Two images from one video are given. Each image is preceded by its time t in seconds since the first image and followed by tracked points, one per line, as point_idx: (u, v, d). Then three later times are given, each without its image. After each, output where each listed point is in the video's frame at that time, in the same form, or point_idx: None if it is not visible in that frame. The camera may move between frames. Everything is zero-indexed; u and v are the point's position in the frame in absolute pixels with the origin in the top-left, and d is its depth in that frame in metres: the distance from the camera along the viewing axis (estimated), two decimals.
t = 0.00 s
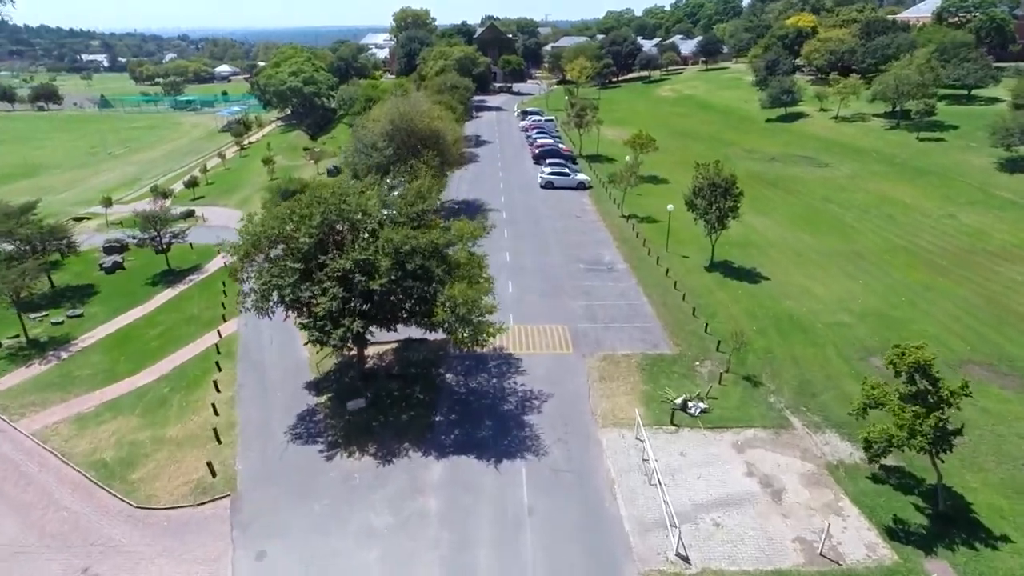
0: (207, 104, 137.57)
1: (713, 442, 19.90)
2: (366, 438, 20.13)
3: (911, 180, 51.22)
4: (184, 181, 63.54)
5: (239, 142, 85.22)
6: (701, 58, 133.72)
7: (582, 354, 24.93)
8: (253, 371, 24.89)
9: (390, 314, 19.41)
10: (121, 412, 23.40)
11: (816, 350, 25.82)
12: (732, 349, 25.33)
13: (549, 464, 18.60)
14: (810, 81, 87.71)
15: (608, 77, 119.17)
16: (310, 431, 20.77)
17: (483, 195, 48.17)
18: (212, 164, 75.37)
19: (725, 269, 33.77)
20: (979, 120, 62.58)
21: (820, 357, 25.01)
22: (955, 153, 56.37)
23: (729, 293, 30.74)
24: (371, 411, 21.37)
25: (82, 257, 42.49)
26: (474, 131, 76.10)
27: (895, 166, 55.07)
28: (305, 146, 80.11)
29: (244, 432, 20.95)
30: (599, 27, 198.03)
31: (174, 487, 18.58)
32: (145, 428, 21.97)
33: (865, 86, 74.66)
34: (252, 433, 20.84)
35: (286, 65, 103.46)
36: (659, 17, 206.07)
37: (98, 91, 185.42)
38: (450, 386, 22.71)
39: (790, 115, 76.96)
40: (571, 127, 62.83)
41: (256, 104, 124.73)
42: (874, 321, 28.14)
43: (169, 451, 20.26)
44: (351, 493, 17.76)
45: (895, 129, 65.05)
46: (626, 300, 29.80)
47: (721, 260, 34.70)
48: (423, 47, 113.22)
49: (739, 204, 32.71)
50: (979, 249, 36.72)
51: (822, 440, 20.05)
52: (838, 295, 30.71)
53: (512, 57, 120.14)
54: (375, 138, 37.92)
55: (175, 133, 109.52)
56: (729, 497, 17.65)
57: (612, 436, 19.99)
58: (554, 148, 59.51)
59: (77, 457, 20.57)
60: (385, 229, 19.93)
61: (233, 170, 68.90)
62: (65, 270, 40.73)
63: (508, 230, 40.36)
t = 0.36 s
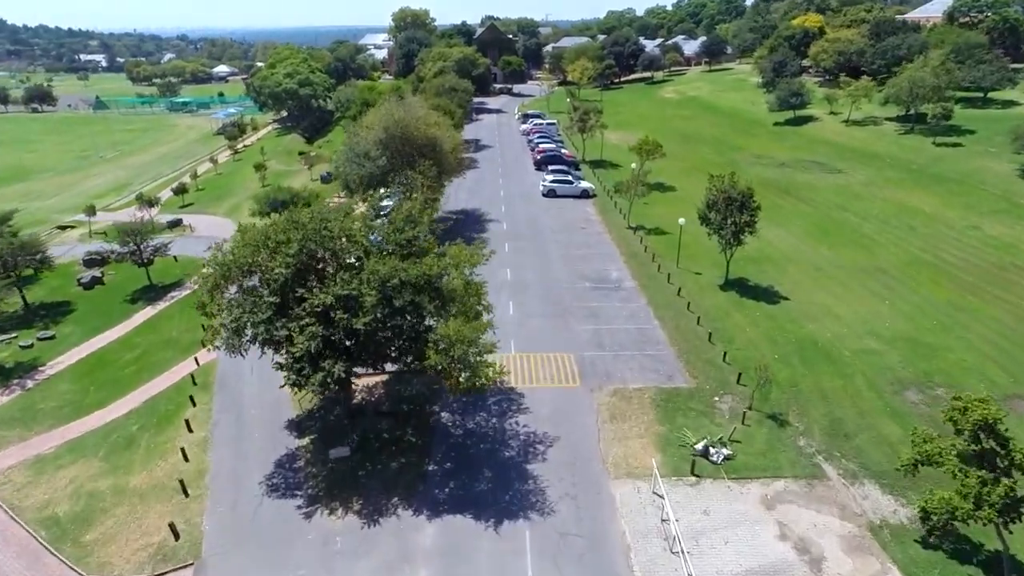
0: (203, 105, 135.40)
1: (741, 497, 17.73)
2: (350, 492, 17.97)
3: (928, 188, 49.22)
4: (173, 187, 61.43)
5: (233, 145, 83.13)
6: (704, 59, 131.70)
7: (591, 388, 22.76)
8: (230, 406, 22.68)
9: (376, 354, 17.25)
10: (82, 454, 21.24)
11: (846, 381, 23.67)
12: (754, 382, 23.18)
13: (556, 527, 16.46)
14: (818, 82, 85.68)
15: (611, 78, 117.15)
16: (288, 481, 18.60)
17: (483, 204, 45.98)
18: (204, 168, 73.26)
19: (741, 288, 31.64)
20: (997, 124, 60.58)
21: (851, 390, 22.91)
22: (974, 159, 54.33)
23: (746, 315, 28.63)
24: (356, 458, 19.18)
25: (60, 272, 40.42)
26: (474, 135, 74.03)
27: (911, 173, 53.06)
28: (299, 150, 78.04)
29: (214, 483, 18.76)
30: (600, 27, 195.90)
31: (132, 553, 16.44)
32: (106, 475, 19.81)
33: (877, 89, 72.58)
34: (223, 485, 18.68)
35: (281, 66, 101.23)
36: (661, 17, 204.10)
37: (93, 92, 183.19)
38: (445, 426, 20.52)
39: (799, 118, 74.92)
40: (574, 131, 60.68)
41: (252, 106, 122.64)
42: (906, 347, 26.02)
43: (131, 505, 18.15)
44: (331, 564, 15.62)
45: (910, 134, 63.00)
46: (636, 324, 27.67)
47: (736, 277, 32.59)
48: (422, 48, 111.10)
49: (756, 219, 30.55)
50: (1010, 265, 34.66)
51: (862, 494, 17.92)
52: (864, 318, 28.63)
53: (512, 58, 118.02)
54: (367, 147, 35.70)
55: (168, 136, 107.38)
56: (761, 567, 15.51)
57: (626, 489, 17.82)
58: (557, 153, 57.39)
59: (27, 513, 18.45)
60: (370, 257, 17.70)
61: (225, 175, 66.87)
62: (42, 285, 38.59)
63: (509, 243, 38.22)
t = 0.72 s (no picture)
0: (198, 107, 133.41)
1: (777, 567, 15.54)
2: (330, 560, 15.77)
3: (949, 197, 47.09)
4: (162, 194, 59.35)
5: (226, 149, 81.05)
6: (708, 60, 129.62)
7: (601, 428, 20.61)
8: (202, 448, 20.50)
9: (358, 404, 14.95)
10: (34, 506, 19.11)
11: (881, 419, 21.48)
12: (782, 422, 21.02)
13: None
14: (827, 85, 83.55)
15: (613, 80, 114.93)
16: (260, 546, 16.43)
17: (483, 214, 43.90)
18: (196, 174, 71.24)
19: (760, 309, 29.47)
20: (1016, 129, 58.49)
21: (888, 430, 20.79)
22: (994, 166, 52.20)
23: (767, 341, 26.47)
24: (338, 517, 16.97)
25: (37, 287, 38.39)
26: (473, 139, 71.93)
27: (928, 180, 50.94)
28: (294, 155, 75.94)
29: (177, 547, 16.62)
30: (602, 28, 193.79)
31: None
32: (58, 534, 17.69)
33: (890, 92, 70.40)
34: (187, 549, 16.52)
35: (277, 67, 99.04)
36: (663, 17, 202.09)
37: (90, 93, 181.35)
38: (439, 477, 18.32)
39: (808, 122, 72.79)
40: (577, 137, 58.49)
41: (248, 108, 120.57)
42: (944, 380, 23.83)
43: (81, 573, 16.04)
44: None
45: (925, 138, 60.85)
46: (648, 352, 25.52)
47: (754, 297, 30.42)
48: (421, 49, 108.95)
49: (777, 235, 28.44)
50: None
51: (913, 563, 15.78)
52: (895, 344, 26.50)
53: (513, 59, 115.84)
54: (359, 156, 33.56)
55: (162, 139, 105.33)
56: None
57: (645, 558, 15.67)
58: (560, 159, 55.18)
59: None
60: (352, 293, 15.38)
61: (217, 181, 64.82)
62: (15, 302, 36.51)
63: (510, 258, 36.10)
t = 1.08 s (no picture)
0: (195, 109, 131.35)
1: None
2: None
3: (972, 205, 44.89)
4: (150, 200, 57.21)
5: (220, 152, 78.95)
6: (712, 61, 127.58)
7: (615, 476, 18.42)
8: (167, 500, 18.29)
9: (336, 470, 12.75)
10: None
11: (929, 465, 19.17)
12: (817, 469, 18.79)
13: None
14: (836, 86, 81.49)
15: (616, 81, 112.71)
16: None
17: (482, 224, 41.67)
18: (187, 178, 69.10)
19: (782, 332, 27.29)
20: None
21: (936, 476, 18.62)
22: (1017, 172, 50.06)
23: (793, 369, 24.26)
24: None
25: (10, 303, 36.23)
26: (473, 143, 69.83)
27: (949, 187, 48.80)
28: (289, 159, 73.82)
29: None
30: (603, 28, 191.94)
31: None
32: None
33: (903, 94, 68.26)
34: None
35: (273, 68, 96.99)
36: (665, 18, 200.37)
37: (87, 95, 179.36)
38: (431, 539, 16.11)
39: (819, 124, 70.64)
40: (580, 141, 56.31)
41: (244, 110, 118.52)
42: (991, 416, 21.57)
43: None
44: None
45: (943, 142, 58.68)
46: (663, 383, 23.32)
47: (775, 319, 28.24)
48: (421, 49, 106.81)
49: (801, 252, 26.26)
50: None
51: None
52: (933, 373, 24.27)
53: (514, 60, 113.74)
54: (350, 165, 31.41)
55: (156, 141, 103.24)
56: None
57: None
58: (563, 165, 53.02)
59: None
60: (329, 336, 13.12)
61: (208, 187, 62.75)
62: None
63: (511, 272, 33.87)
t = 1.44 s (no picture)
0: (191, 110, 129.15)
1: None
2: None
3: (998, 213, 42.67)
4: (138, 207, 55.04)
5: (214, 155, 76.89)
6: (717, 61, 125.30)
7: (634, 537, 16.20)
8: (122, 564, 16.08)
9: (305, 561, 10.41)
10: None
11: (988, 521, 16.94)
12: (862, 527, 16.54)
13: None
14: (847, 87, 79.32)
15: (620, 81, 110.33)
16: None
17: (483, 234, 39.42)
18: (179, 183, 66.98)
19: (809, 357, 25.07)
20: None
21: (998, 536, 16.40)
22: None
23: (825, 402, 22.03)
24: None
25: None
26: (474, 146, 67.65)
27: (972, 194, 46.62)
28: (284, 163, 71.75)
29: None
30: (605, 28, 189.82)
31: None
32: None
33: (919, 96, 66.05)
34: None
35: (269, 69, 94.79)
36: (668, 17, 198.19)
37: (83, 96, 177.21)
38: None
39: (831, 127, 68.43)
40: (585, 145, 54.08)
41: (241, 111, 116.35)
42: None
43: None
44: None
45: (962, 147, 56.49)
46: (682, 419, 21.10)
47: (800, 343, 25.99)
48: (420, 49, 104.55)
49: (832, 272, 23.96)
50: None
51: None
52: (979, 407, 22.04)
53: (516, 61, 111.49)
54: (340, 174, 29.29)
55: (150, 143, 101.08)
56: None
57: None
58: (567, 170, 50.84)
59: None
60: (301, 394, 10.85)
61: (199, 193, 60.61)
62: None
63: (514, 288, 31.64)
